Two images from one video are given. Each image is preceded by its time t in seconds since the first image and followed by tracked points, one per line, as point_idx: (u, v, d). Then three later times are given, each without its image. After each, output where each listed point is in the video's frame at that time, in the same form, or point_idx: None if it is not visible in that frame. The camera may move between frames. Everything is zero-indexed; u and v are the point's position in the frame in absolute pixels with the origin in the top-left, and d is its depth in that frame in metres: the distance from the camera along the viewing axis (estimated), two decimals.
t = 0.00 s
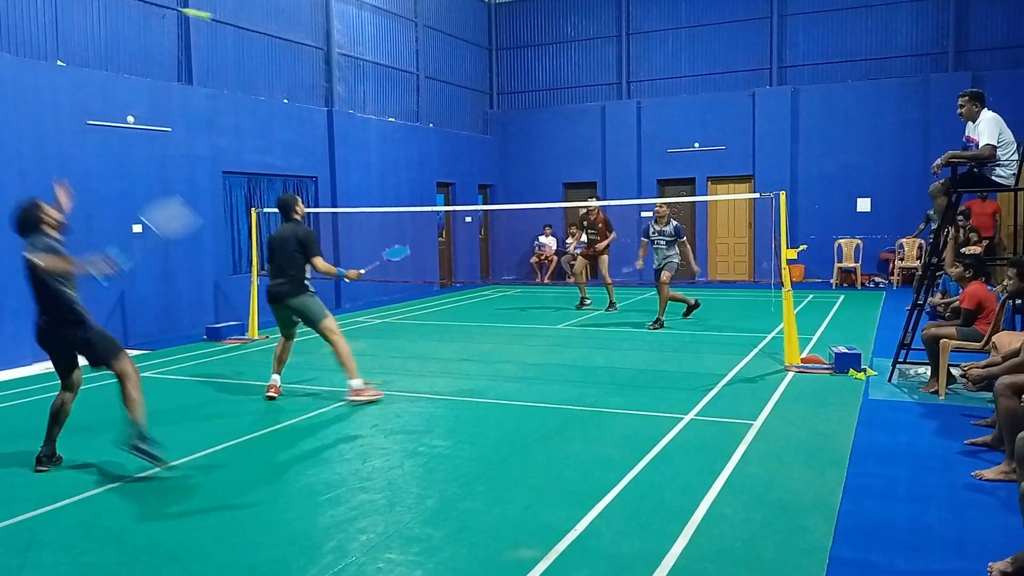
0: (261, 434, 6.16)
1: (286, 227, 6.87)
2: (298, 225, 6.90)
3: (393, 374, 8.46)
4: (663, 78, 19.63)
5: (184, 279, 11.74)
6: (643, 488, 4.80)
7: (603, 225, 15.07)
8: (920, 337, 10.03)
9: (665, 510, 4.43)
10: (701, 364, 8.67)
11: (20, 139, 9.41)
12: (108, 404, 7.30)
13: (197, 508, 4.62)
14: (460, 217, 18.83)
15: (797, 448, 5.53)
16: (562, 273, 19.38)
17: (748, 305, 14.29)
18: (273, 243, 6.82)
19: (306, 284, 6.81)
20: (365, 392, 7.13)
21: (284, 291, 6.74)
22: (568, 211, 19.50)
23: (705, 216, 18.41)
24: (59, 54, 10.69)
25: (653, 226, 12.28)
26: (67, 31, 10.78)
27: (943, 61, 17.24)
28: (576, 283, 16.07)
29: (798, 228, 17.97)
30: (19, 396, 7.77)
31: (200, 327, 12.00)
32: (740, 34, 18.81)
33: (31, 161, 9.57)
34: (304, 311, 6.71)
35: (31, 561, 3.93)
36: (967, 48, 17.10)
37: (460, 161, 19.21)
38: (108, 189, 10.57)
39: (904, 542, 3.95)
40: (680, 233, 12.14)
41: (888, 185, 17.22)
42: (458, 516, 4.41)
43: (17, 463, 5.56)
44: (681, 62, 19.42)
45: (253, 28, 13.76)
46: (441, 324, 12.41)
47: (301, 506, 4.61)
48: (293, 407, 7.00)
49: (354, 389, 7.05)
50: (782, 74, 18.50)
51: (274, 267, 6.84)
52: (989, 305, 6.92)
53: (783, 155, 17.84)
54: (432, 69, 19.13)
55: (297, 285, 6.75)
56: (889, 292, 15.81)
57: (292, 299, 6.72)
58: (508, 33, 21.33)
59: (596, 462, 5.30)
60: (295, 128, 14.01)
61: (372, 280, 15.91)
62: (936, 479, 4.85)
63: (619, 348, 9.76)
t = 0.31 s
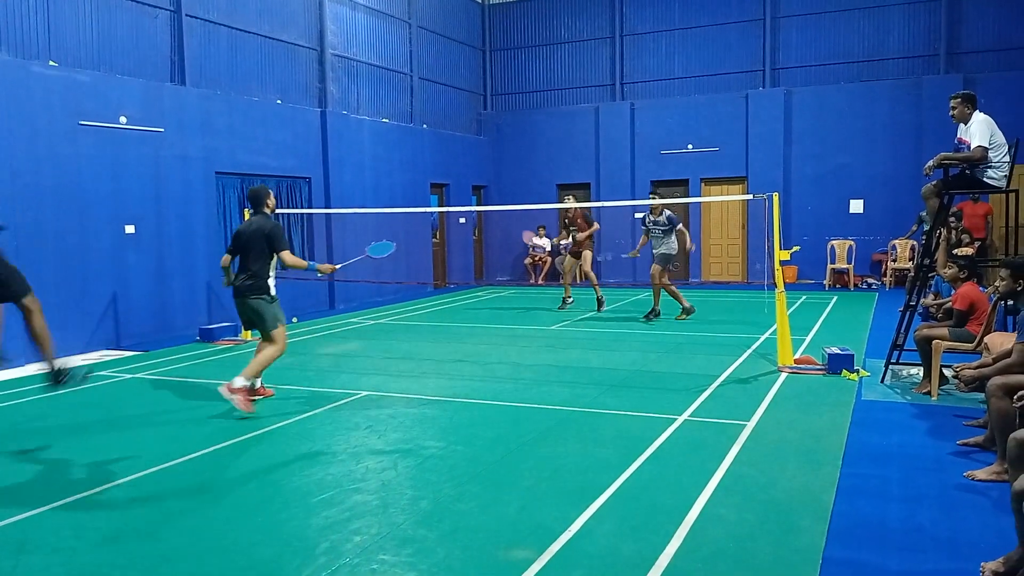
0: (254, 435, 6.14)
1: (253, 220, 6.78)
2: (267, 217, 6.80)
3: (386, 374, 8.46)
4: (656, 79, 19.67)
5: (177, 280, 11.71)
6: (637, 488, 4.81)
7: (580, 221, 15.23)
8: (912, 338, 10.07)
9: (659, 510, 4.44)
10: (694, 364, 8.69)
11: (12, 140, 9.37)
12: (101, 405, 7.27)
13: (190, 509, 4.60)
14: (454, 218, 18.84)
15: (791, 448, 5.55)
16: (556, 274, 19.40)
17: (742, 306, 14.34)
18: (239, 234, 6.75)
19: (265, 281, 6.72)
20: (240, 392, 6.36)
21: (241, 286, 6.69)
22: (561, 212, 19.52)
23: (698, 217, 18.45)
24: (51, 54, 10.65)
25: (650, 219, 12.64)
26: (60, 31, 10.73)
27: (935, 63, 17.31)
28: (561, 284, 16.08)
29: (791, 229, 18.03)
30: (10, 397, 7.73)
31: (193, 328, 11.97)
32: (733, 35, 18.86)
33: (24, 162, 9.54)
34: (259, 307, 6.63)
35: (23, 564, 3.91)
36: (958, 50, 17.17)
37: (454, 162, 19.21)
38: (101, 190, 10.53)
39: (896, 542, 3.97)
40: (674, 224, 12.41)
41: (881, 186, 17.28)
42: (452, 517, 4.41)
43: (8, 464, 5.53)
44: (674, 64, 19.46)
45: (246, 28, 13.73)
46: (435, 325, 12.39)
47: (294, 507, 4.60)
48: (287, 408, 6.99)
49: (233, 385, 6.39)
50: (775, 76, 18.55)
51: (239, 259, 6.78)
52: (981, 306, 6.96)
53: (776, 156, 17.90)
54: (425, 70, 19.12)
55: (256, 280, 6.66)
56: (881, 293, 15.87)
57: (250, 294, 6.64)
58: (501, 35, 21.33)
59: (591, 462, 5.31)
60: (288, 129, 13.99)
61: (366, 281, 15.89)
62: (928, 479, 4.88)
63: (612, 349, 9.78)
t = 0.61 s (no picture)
0: (253, 434, 6.13)
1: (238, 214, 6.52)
2: (250, 213, 6.54)
3: (386, 373, 8.44)
4: (656, 78, 19.67)
5: (177, 278, 11.71)
6: (637, 487, 4.80)
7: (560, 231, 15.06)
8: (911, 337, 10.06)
9: (659, 509, 4.44)
10: (694, 363, 8.68)
11: (11, 138, 9.36)
12: (99, 404, 7.26)
13: (189, 508, 4.59)
14: (454, 217, 18.83)
15: (790, 447, 5.55)
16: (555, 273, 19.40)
17: (741, 305, 14.33)
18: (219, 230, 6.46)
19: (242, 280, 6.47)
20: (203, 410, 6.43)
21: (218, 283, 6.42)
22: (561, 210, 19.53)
23: (698, 216, 18.45)
24: (51, 52, 10.64)
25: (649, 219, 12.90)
26: (59, 29, 10.72)
27: (935, 62, 17.31)
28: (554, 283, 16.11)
29: (790, 228, 18.02)
30: (8, 396, 7.72)
31: (192, 326, 11.96)
32: (733, 34, 18.85)
33: (23, 160, 9.53)
34: (232, 306, 6.38)
35: (21, 562, 3.91)
36: (958, 50, 17.17)
37: (454, 161, 19.21)
38: (100, 187, 10.52)
39: (896, 541, 3.96)
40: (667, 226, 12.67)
41: (880, 185, 17.27)
42: (451, 515, 4.41)
43: (5, 463, 5.52)
44: (674, 63, 19.46)
45: (246, 27, 13.72)
46: (435, 324, 12.38)
47: (293, 506, 4.59)
48: (286, 407, 6.98)
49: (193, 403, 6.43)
50: (775, 75, 18.54)
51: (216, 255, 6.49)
52: (980, 304, 6.95)
53: (776, 155, 17.89)
54: (425, 68, 19.11)
55: (232, 278, 6.41)
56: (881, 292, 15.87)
57: (224, 292, 6.39)
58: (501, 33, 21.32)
59: (591, 461, 5.30)
60: (288, 127, 13.98)
61: (365, 279, 15.89)
62: (928, 478, 4.88)
63: (612, 348, 9.77)
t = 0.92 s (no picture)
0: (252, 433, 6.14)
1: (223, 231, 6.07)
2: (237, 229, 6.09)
3: (384, 373, 8.45)
4: (655, 77, 19.67)
5: (175, 278, 11.70)
6: (636, 486, 4.81)
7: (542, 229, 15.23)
8: (910, 337, 10.06)
9: (658, 508, 4.45)
10: (693, 363, 8.68)
11: (9, 136, 9.36)
12: (98, 404, 7.26)
13: (187, 508, 4.59)
14: (453, 216, 18.83)
15: (789, 447, 5.55)
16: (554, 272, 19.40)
17: (741, 305, 14.33)
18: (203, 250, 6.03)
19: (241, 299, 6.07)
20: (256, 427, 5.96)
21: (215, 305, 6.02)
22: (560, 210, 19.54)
23: (697, 215, 18.46)
24: (49, 51, 10.63)
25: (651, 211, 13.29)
26: (58, 29, 10.72)
27: (934, 62, 17.32)
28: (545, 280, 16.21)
29: (789, 228, 18.03)
30: (7, 395, 7.72)
31: (192, 325, 11.98)
32: (733, 33, 18.84)
33: (22, 159, 9.52)
34: (233, 328, 6.00)
35: (19, 562, 3.90)
36: (957, 49, 17.18)
37: (453, 160, 19.21)
38: (99, 187, 10.53)
39: (894, 540, 3.97)
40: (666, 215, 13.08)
41: (879, 184, 17.28)
42: (450, 514, 4.41)
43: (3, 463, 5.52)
44: (673, 62, 19.46)
45: (245, 26, 13.71)
46: (434, 324, 12.38)
47: (291, 506, 4.59)
48: (285, 407, 6.98)
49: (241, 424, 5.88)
50: (774, 74, 18.55)
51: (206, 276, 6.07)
52: (979, 304, 6.95)
53: (775, 154, 17.89)
54: (424, 68, 19.10)
55: (230, 297, 6.02)
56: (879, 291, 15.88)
57: (223, 311, 6.00)
58: (500, 33, 21.32)
59: (589, 461, 5.31)
60: (287, 127, 13.98)
61: (365, 278, 15.89)
62: (927, 477, 4.88)
63: (611, 347, 9.77)
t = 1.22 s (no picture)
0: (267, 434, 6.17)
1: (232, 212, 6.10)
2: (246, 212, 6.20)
3: (397, 374, 8.47)
4: (666, 78, 19.64)
5: (189, 279, 11.77)
6: (648, 488, 4.80)
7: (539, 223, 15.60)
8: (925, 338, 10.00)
9: (671, 509, 4.44)
10: (706, 364, 8.66)
11: (24, 139, 9.44)
12: (113, 405, 7.31)
13: (202, 508, 4.62)
14: (464, 218, 18.86)
15: (803, 448, 5.53)
16: (566, 274, 19.39)
17: (753, 306, 14.27)
18: (220, 230, 6.00)
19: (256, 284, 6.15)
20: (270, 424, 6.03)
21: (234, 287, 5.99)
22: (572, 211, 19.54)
23: (709, 217, 18.42)
24: (64, 55, 10.71)
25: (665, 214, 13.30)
26: (73, 33, 10.82)
27: (947, 62, 17.21)
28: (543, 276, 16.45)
29: (802, 228, 17.96)
30: (24, 397, 7.78)
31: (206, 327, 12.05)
32: (744, 34, 18.80)
33: (36, 162, 9.60)
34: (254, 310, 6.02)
35: (36, 562, 3.93)
36: (970, 49, 17.07)
37: (465, 162, 19.24)
38: (114, 189, 10.61)
39: (909, 541, 3.95)
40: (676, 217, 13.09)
41: (892, 185, 17.19)
42: (463, 515, 4.42)
43: (21, 463, 5.56)
44: (685, 63, 19.42)
45: (257, 30, 13.79)
46: (446, 325, 12.39)
47: (305, 507, 4.61)
48: (298, 408, 7.00)
49: (256, 422, 5.95)
50: (786, 75, 18.50)
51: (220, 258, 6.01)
52: (995, 305, 6.89)
53: (787, 155, 17.83)
54: (435, 70, 19.15)
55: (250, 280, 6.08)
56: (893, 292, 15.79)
57: (245, 294, 6.02)
58: (511, 34, 21.34)
59: (602, 462, 5.30)
60: (299, 129, 14.03)
61: (377, 280, 15.92)
62: (942, 478, 4.85)
63: (623, 349, 9.75)
